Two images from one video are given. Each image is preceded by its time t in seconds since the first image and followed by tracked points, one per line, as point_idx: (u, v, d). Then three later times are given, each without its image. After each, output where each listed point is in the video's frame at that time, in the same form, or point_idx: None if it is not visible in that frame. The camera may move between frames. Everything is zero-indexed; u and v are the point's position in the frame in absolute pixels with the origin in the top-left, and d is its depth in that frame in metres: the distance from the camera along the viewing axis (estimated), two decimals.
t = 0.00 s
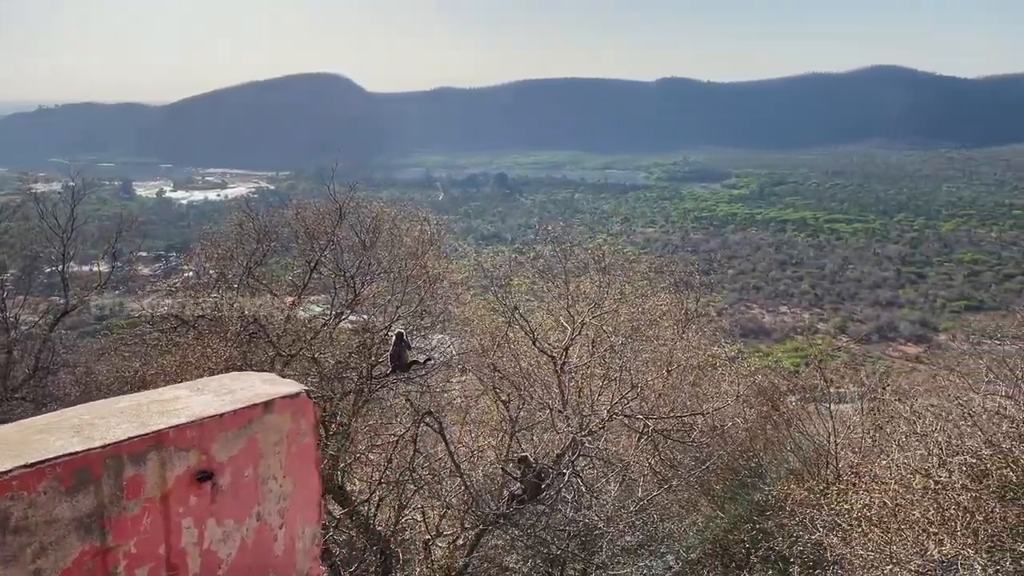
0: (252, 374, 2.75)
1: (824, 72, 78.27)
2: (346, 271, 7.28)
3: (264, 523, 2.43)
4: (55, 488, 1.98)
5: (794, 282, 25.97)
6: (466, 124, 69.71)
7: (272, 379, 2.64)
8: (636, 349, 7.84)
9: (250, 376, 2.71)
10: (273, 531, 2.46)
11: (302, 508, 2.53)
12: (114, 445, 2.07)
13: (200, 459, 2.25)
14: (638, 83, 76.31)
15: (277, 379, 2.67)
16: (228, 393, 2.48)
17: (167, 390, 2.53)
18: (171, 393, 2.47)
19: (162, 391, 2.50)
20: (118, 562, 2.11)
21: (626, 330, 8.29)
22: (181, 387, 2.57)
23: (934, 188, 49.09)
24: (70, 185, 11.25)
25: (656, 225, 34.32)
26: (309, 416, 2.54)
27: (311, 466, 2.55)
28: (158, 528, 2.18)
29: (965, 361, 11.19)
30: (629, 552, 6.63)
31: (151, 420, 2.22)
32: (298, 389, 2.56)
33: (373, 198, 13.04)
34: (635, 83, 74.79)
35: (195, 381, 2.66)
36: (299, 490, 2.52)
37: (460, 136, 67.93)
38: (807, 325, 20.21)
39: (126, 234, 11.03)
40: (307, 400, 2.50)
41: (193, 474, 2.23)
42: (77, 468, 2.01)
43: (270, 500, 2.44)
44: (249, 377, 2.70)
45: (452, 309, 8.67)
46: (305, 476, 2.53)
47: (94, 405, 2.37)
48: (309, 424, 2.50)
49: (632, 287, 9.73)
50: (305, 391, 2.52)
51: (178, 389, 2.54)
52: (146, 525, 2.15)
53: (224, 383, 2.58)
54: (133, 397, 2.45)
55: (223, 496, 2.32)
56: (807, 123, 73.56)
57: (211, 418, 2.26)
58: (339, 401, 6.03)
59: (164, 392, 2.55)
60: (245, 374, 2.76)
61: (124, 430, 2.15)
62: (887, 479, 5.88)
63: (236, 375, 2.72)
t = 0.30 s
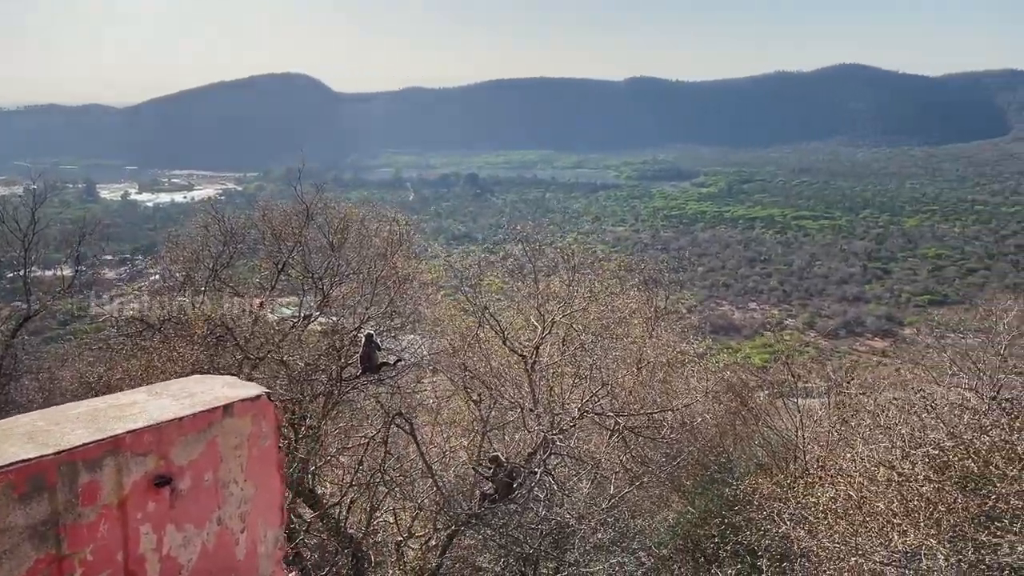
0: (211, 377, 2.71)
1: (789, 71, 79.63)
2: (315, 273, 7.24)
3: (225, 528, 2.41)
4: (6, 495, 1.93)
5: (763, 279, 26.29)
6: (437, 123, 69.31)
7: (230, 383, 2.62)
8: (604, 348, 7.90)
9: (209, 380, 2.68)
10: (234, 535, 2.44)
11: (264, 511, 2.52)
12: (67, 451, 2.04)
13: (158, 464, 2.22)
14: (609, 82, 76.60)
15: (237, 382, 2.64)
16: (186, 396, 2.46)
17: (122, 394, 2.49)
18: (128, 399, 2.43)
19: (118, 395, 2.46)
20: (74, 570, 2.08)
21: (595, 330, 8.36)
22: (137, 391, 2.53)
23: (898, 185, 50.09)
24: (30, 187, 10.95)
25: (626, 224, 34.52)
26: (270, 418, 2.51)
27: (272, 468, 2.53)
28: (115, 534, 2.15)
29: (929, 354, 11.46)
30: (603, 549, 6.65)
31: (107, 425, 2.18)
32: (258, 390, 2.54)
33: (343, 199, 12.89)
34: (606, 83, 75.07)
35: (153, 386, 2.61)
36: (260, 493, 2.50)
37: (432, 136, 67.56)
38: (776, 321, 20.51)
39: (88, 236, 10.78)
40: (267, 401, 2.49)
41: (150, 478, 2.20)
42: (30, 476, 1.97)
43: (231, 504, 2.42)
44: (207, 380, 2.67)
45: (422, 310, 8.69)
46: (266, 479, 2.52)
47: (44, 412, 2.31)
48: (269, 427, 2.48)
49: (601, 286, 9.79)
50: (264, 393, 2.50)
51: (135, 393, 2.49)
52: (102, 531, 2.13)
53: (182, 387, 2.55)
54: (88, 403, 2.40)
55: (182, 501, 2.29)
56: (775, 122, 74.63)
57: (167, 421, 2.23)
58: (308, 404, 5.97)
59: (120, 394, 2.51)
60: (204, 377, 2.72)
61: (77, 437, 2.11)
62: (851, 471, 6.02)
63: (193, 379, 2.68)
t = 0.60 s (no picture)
0: (172, 382, 2.66)
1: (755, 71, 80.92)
2: (282, 273, 7.14)
3: (186, 532, 2.38)
4: None
5: (732, 275, 26.63)
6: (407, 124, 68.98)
7: (191, 387, 2.58)
8: (575, 347, 7.95)
9: (170, 383, 2.63)
10: (196, 540, 2.41)
11: (227, 515, 2.50)
12: (23, 457, 2.01)
13: (116, 469, 2.19)
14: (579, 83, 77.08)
15: (197, 386, 2.61)
16: (146, 400, 2.42)
17: (80, 399, 2.44)
18: (84, 404, 2.39)
19: (75, 400, 2.42)
20: None
21: (566, 329, 8.41)
22: (95, 396, 2.48)
23: (862, 182, 51.12)
24: None
25: (597, 222, 34.73)
26: (231, 421, 2.49)
27: (234, 472, 2.51)
28: (72, 541, 2.12)
29: (893, 347, 11.70)
30: (575, 546, 6.69)
31: (62, 431, 2.15)
32: (218, 394, 2.51)
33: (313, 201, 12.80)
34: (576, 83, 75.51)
35: (110, 390, 2.56)
36: (222, 496, 2.48)
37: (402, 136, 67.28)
38: (745, 317, 20.83)
39: (50, 240, 10.53)
40: (228, 403, 2.47)
41: (109, 483, 2.17)
42: None
43: (193, 508, 2.39)
44: (167, 383, 2.63)
45: (394, 311, 8.66)
46: (228, 482, 2.50)
47: None
48: (231, 430, 2.46)
49: (572, 286, 9.87)
50: (225, 396, 2.49)
51: (92, 398, 2.44)
52: (59, 539, 2.10)
53: (140, 392, 2.51)
54: (44, 409, 2.36)
55: (142, 506, 2.26)
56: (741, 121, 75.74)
57: (126, 426, 2.20)
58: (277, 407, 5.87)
59: (76, 399, 2.45)
60: (164, 381, 2.67)
61: (32, 442, 2.07)
62: (817, 465, 6.11)
63: (153, 383, 2.63)
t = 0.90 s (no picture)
0: (127, 385, 2.64)
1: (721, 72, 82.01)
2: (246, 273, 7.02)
3: (140, 537, 2.36)
4: None
5: (701, 273, 26.93)
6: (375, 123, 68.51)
7: (144, 390, 2.56)
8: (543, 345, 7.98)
9: (122, 387, 2.61)
10: (150, 544, 2.38)
11: (181, 518, 2.48)
12: None
13: (66, 473, 2.15)
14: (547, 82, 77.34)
15: (151, 389, 2.58)
16: (95, 404, 2.38)
17: (28, 403, 2.39)
18: (34, 407, 2.35)
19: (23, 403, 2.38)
20: None
21: (534, 328, 8.44)
22: (44, 400, 2.44)
23: (825, 180, 52.05)
24: None
25: (567, 221, 34.83)
26: (185, 424, 2.48)
27: (188, 475, 2.50)
28: (22, 548, 2.08)
29: (857, 343, 11.92)
30: (543, 545, 6.73)
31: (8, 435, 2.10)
32: (171, 396, 2.50)
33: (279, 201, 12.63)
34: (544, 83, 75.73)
35: (61, 393, 2.52)
36: (177, 499, 2.46)
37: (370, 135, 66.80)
38: (713, 315, 21.09)
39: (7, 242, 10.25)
40: (182, 405, 2.46)
41: (59, 488, 2.13)
42: None
43: (147, 513, 2.37)
44: (120, 386, 2.62)
45: (360, 312, 8.60)
46: (183, 485, 2.49)
47: None
48: (185, 432, 2.45)
49: (539, 288, 9.91)
50: (179, 398, 2.48)
51: (41, 402, 2.40)
52: (8, 546, 2.06)
53: (90, 395, 2.47)
54: None
55: (93, 511, 2.23)
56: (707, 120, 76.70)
57: (76, 429, 2.17)
58: (242, 409, 5.78)
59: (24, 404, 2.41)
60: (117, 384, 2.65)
61: None
62: (779, 458, 6.24)
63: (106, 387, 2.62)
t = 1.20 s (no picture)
0: (75, 388, 2.80)
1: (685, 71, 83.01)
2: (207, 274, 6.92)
3: (82, 540, 2.56)
4: None
5: (666, 271, 27.24)
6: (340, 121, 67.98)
7: (88, 393, 2.72)
8: (508, 344, 8.01)
9: (68, 390, 2.77)
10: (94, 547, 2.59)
11: (126, 520, 2.68)
12: None
13: (6, 477, 2.34)
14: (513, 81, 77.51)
15: (95, 392, 2.73)
16: (38, 407, 2.54)
17: None
18: None
19: None
20: None
21: (498, 327, 8.48)
22: None
23: (788, 178, 52.85)
24: None
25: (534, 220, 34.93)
26: (127, 426, 2.67)
27: (130, 476, 2.70)
28: None
29: (817, 339, 12.17)
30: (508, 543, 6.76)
31: None
32: (114, 399, 2.68)
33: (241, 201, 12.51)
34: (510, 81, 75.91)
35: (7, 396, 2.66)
36: (120, 503, 2.66)
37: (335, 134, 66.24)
38: (678, 312, 21.36)
39: None
40: (125, 408, 2.64)
41: None
42: None
43: (89, 514, 2.57)
44: (66, 389, 2.76)
45: (322, 313, 8.57)
46: (124, 486, 2.68)
47: None
48: (127, 434, 2.63)
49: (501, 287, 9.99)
50: (122, 402, 2.66)
51: None
52: None
53: (34, 397, 2.63)
54: None
55: (34, 516, 2.43)
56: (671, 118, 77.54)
57: (18, 434, 2.35)
58: (203, 412, 5.70)
59: None
60: (63, 387, 2.78)
61: None
62: (737, 452, 6.36)
63: (53, 388, 2.77)
